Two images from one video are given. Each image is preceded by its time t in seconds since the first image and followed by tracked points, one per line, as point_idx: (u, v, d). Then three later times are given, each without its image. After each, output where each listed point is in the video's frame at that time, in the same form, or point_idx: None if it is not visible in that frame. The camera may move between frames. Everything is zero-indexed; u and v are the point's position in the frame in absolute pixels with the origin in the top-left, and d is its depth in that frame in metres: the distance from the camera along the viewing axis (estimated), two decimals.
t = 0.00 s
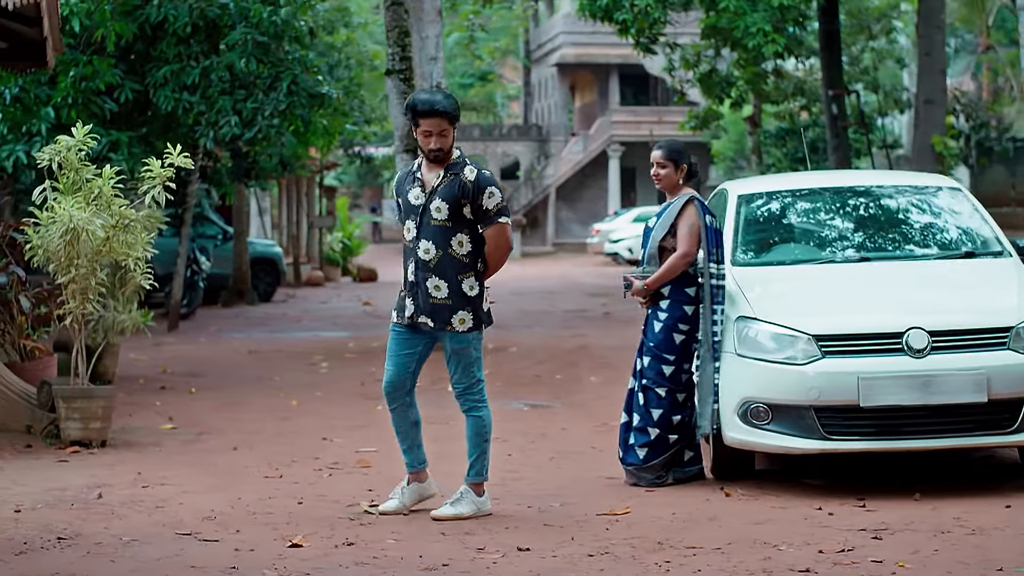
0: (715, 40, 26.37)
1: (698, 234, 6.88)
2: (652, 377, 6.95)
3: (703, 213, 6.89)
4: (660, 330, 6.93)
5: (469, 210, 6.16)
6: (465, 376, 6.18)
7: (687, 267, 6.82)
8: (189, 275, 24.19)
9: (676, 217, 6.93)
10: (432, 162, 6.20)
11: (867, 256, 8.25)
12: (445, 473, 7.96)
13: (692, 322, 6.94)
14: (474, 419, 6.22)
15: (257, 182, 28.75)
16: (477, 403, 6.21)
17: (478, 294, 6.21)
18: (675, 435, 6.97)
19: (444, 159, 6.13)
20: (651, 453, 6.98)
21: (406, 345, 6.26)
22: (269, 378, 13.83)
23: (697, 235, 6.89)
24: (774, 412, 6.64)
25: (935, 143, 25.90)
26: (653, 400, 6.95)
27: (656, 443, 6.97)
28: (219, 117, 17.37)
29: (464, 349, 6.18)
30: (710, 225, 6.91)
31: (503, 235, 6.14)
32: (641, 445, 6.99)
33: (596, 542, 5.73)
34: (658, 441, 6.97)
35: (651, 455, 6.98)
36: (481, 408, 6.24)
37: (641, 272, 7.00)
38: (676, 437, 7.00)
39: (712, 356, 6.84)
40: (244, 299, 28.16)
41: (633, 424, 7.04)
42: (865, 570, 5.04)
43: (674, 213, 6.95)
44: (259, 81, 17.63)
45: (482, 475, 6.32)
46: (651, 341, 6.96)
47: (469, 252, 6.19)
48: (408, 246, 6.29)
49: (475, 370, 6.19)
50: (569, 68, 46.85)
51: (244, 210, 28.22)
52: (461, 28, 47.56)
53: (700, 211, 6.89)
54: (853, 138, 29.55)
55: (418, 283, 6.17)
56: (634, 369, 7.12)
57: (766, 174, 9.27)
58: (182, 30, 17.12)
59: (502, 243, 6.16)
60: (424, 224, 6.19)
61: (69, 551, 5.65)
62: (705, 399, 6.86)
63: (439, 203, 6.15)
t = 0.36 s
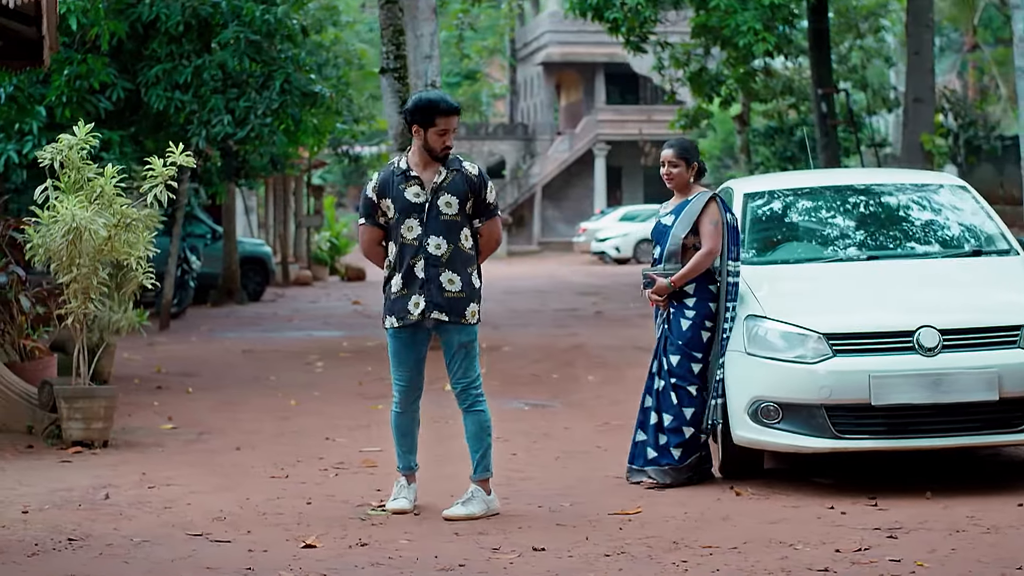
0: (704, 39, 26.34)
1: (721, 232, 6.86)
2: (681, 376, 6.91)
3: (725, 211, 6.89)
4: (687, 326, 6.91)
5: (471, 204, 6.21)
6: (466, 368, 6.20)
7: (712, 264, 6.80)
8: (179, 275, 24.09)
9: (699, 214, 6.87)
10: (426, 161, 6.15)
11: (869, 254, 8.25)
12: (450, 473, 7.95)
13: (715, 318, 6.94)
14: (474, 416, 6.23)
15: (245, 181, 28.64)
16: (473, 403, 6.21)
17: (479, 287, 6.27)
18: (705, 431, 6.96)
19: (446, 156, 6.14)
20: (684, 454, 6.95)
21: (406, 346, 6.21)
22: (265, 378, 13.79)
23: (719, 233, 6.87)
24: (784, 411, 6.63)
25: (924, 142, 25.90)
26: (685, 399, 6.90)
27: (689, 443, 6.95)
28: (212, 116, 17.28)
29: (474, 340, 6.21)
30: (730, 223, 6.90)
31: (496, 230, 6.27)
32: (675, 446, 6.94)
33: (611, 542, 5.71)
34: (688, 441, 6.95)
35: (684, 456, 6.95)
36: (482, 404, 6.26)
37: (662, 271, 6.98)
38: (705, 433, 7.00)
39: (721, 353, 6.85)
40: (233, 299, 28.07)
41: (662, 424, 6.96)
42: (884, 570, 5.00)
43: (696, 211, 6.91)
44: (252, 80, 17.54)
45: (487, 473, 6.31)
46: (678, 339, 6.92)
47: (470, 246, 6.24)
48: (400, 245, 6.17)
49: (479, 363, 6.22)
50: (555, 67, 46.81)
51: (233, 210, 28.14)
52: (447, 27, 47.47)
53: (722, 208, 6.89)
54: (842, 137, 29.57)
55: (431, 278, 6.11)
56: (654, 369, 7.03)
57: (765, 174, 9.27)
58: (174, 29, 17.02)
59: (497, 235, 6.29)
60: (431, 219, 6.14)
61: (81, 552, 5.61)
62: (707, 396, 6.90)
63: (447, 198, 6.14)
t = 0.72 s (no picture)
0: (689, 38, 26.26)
1: (722, 231, 6.88)
2: (692, 378, 6.93)
3: (726, 209, 6.91)
4: (692, 329, 6.92)
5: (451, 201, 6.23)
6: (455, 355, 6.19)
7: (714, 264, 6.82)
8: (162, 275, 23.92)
9: (701, 213, 6.88)
10: (415, 164, 6.08)
11: (863, 252, 8.26)
12: (448, 472, 7.93)
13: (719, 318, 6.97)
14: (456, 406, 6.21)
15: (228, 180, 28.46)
16: (465, 399, 6.19)
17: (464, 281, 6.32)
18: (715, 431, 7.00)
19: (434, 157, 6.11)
20: (698, 455, 6.97)
21: (407, 348, 6.19)
22: (255, 378, 13.74)
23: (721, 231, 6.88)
24: (786, 410, 6.63)
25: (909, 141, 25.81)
26: (697, 400, 6.93)
27: (702, 444, 6.98)
28: (198, 115, 17.15)
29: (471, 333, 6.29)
30: (730, 221, 6.92)
31: (462, 222, 6.35)
32: (690, 448, 6.95)
33: (616, 541, 5.71)
34: (699, 441, 6.97)
35: (697, 457, 6.98)
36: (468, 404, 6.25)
37: (667, 271, 6.96)
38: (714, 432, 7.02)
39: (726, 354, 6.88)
40: (216, 298, 27.93)
41: (675, 426, 6.97)
42: (893, 569, 4.99)
43: (697, 210, 6.90)
44: (238, 79, 17.42)
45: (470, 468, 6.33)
46: (686, 341, 6.94)
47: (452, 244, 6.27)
48: (401, 250, 6.11)
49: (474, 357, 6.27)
50: (534, 66, 46.69)
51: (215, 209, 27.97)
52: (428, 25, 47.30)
53: (723, 206, 6.90)
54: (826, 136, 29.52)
55: (441, 278, 6.13)
56: (659, 371, 7.03)
57: (760, 173, 9.28)
58: (159, 28, 16.85)
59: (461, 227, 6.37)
60: (431, 221, 6.13)
61: (84, 554, 5.57)
62: (713, 395, 6.93)
63: (439, 199, 6.15)
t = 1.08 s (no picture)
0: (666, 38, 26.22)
1: (709, 235, 6.86)
2: (676, 383, 6.92)
3: (714, 213, 6.88)
4: (672, 333, 6.92)
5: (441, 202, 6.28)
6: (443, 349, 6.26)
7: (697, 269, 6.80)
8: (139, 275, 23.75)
9: (689, 215, 6.86)
10: (411, 165, 6.11)
11: (850, 252, 8.27)
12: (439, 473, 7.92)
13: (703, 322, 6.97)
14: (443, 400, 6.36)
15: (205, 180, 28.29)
16: (459, 396, 6.36)
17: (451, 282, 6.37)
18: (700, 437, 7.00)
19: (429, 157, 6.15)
20: (685, 459, 6.98)
21: (404, 348, 6.19)
22: (238, 379, 13.68)
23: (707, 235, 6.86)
24: (780, 411, 6.65)
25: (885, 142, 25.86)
26: (681, 405, 6.93)
27: (688, 449, 6.98)
28: (177, 115, 17.03)
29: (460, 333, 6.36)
30: (718, 225, 6.90)
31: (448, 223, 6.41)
32: (677, 453, 6.96)
33: (615, 542, 5.71)
34: (687, 446, 6.97)
35: (685, 462, 6.99)
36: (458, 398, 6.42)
37: (650, 273, 6.92)
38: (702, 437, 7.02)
39: (715, 358, 6.84)
40: (193, 299, 27.79)
41: (662, 431, 6.97)
42: (894, 570, 5.00)
43: (684, 211, 6.88)
44: (218, 79, 17.32)
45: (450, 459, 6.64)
46: (669, 346, 6.92)
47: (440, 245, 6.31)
48: (398, 251, 6.11)
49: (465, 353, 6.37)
50: (509, 67, 46.62)
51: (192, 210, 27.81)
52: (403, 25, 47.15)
53: (711, 211, 6.87)
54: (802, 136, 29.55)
55: (438, 279, 6.17)
56: (643, 376, 7.02)
57: (747, 175, 9.30)
58: (138, 28, 16.69)
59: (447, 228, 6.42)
60: (427, 223, 6.16)
61: (80, 557, 5.53)
62: (707, 401, 6.89)
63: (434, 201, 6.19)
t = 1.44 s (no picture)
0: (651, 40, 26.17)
1: (706, 237, 6.86)
2: (670, 387, 6.91)
3: (709, 214, 6.89)
4: (666, 337, 6.91)
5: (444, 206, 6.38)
6: (439, 351, 6.41)
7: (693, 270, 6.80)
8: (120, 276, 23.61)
9: (685, 218, 6.86)
10: (425, 164, 6.22)
11: (841, 253, 8.28)
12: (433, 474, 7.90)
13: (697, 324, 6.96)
14: (427, 402, 6.50)
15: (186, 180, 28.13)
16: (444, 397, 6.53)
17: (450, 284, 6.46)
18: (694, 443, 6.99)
19: (440, 158, 6.28)
20: (680, 462, 6.98)
21: (420, 344, 6.24)
22: (226, 379, 13.62)
23: (704, 237, 6.86)
24: (777, 411, 6.66)
25: (864, 143, 25.86)
26: (673, 409, 6.92)
27: (684, 452, 6.97)
28: (162, 115, 16.94)
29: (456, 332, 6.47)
30: (714, 226, 6.91)
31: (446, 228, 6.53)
32: (672, 457, 6.96)
33: (616, 542, 5.71)
34: (682, 450, 6.97)
35: (680, 465, 6.99)
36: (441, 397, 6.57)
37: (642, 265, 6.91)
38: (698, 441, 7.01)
39: (712, 361, 6.84)
40: (175, 300, 27.68)
41: (657, 434, 6.97)
42: (897, 570, 5.01)
43: (680, 213, 6.88)
44: (202, 79, 17.24)
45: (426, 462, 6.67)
46: (663, 349, 6.90)
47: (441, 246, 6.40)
48: (417, 247, 6.18)
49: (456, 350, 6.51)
50: (489, 67, 46.53)
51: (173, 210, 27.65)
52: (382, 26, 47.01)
53: (707, 213, 6.88)
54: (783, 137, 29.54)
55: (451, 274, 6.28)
56: (636, 379, 7.01)
57: (737, 175, 9.32)
58: (122, 27, 16.52)
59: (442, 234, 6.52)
60: (442, 222, 6.27)
61: (80, 559, 5.50)
62: (704, 405, 6.87)
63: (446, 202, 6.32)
